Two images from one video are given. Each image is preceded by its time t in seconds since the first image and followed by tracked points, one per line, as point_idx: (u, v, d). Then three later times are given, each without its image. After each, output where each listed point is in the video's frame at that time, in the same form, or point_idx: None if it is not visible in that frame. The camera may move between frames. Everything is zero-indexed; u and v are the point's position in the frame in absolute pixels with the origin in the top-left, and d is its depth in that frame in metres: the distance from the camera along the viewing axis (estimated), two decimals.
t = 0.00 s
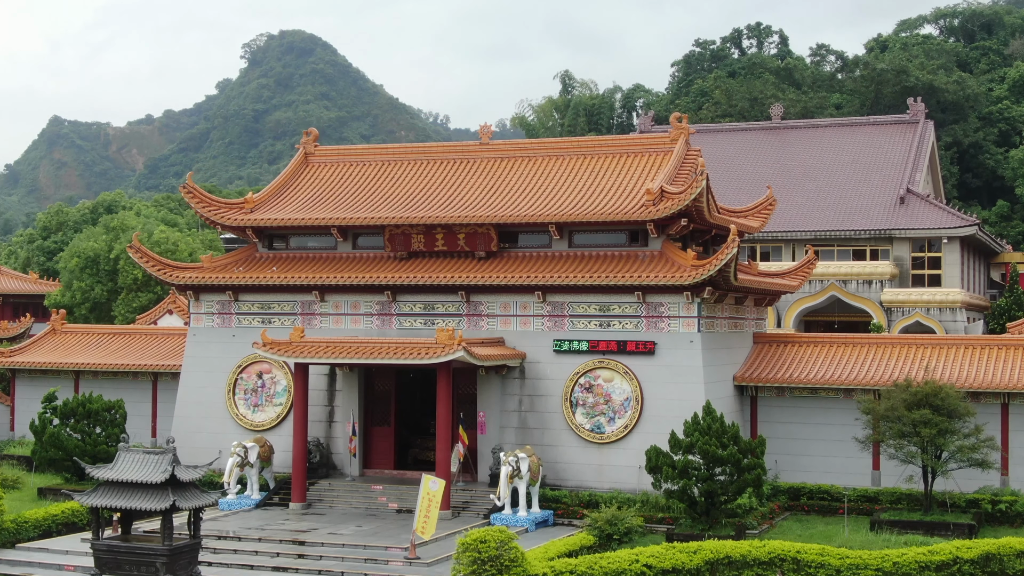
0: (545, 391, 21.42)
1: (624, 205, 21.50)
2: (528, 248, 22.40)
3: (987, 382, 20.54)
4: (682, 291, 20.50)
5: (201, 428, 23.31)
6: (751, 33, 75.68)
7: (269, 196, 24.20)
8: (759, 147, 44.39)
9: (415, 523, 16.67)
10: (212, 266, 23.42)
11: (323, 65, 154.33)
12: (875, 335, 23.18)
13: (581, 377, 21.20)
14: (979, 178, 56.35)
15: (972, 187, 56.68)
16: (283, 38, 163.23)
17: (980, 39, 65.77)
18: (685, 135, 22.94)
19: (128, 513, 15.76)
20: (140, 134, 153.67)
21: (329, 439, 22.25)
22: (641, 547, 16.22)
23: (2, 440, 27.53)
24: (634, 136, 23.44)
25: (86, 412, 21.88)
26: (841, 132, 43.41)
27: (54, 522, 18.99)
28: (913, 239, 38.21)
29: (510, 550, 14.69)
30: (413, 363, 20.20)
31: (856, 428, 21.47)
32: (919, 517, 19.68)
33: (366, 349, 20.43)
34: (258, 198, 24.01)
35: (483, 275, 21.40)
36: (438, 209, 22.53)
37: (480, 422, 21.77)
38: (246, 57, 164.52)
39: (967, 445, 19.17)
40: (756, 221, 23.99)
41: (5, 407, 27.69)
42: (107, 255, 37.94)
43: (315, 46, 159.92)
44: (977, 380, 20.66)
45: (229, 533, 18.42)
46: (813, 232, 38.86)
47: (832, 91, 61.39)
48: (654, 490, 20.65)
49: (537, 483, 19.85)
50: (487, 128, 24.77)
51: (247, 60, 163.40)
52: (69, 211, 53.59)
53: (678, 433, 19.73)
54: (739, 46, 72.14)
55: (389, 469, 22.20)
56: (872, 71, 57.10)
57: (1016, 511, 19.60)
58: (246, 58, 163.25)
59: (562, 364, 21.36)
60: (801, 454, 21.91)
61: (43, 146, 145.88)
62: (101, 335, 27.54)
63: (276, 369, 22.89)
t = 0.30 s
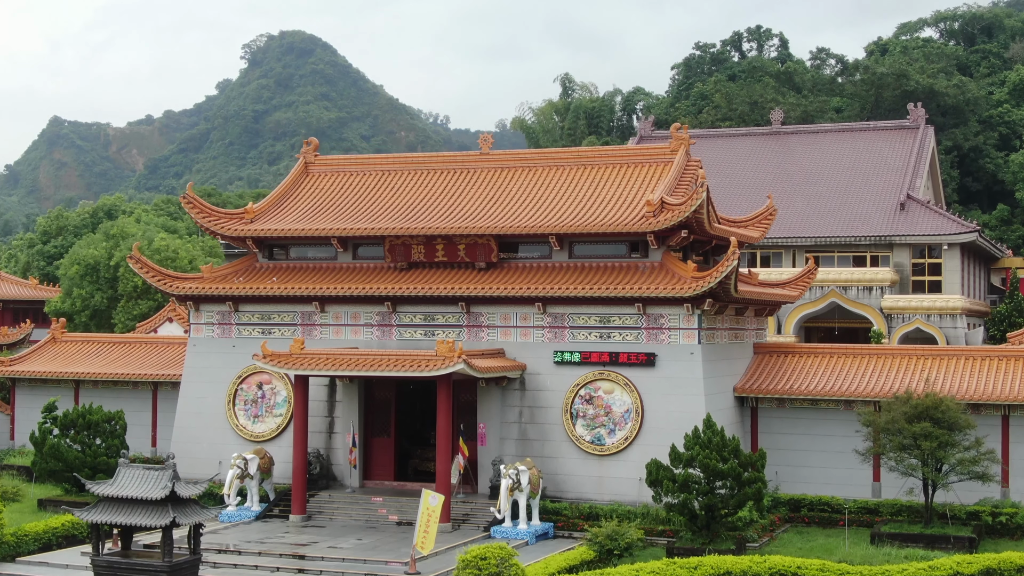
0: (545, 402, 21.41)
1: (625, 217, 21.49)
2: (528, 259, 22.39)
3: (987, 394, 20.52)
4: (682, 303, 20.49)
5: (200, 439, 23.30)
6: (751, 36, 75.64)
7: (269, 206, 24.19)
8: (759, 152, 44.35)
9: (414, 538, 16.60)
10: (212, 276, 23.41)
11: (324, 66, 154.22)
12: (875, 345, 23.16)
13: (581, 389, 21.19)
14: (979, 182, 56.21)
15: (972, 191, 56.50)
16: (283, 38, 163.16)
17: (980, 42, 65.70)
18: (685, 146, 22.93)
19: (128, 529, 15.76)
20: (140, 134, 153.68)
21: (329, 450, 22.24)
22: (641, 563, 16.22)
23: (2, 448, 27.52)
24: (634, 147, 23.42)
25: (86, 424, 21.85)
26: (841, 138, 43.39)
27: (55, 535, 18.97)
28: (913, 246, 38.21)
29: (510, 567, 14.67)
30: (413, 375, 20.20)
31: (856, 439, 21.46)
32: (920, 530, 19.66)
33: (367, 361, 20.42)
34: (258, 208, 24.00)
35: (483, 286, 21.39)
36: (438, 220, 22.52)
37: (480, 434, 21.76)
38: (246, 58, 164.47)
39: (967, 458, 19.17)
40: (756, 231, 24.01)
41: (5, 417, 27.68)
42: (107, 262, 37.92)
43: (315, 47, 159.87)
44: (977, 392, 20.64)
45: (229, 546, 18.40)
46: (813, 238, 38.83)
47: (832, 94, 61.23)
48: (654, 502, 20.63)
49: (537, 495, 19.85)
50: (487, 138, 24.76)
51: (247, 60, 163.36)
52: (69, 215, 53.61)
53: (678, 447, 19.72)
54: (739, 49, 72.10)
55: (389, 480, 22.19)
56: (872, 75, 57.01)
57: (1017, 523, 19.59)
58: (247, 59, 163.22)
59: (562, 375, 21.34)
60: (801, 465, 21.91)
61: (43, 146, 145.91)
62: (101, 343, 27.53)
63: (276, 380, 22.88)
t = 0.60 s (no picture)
0: (545, 416, 21.39)
1: (625, 230, 21.48)
2: (528, 272, 22.38)
3: (987, 409, 20.51)
4: (683, 316, 20.47)
5: (200, 452, 23.30)
6: (751, 40, 75.64)
7: (269, 218, 24.18)
8: (759, 159, 44.29)
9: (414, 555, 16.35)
10: (212, 288, 23.39)
11: (324, 67, 154.17)
12: (875, 358, 23.15)
13: (581, 403, 21.17)
14: (979, 187, 56.03)
15: (972, 196, 56.32)
16: (283, 39, 163.16)
17: (980, 46, 65.66)
18: (685, 158, 22.90)
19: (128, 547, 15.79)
20: (140, 134, 153.80)
21: (329, 463, 22.24)
22: None
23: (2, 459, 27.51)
24: (634, 159, 23.41)
25: (85, 437, 21.86)
26: (841, 144, 43.35)
27: (55, 551, 18.95)
28: (913, 253, 38.18)
29: None
30: (414, 389, 20.19)
31: (856, 453, 21.45)
32: (920, 545, 19.64)
33: (367, 375, 20.41)
34: (258, 221, 24.00)
35: (483, 300, 21.37)
36: (438, 233, 22.51)
37: (480, 448, 21.74)
38: (246, 59, 164.47)
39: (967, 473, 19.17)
40: (756, 243, 24.02)
41: (4, 427, 27.67)
42: (107, 271, 37.93)
43: (316, 48, 159.86)
44: (977, 406, 20.63)
45: (229, 562, 18.40)
46: (813, 246, 38.80)
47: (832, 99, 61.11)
48: (654, 516, 20.62)
49: (537, 510, 19.85)
50: (487, 150, 24.76)
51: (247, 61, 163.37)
52: (69, 221, 53.65)
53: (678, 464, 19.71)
54: (739, 53, 72.09)
55: (389, 494, 22.17)
56: (872, 80, 56.90)
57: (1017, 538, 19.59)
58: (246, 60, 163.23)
59: (563, 389, 21.32)
60: (801, 479, 21.90)
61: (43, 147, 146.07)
62: (100, 354, 27.52)
63: (276, 393, 22.88)
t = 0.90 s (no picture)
0: (545, 433, 21.38)
1: (624, 247, 21.47)
2: (528, 288, 22.37)
3: (987, 426, 20.50)
4: (683, 334, 20.45)
5: (200, 468, 23.34)
6: (751, 44, 75.63)
7: (269, 233, 24.18)
8: (759, 166, 44.24)
9: None
10: (212, 304, 23.40)
11: (324, 68, 154.14)
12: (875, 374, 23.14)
13: (581, 421, 21.16)
14: (979, 193, 55.93)
15: (972, 202, 56.21)
16: (283, 40, 163.23)
17: (980, 51, 65.65)
18: (685, 174, 22.88)
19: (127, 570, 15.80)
20: (140, 136, 153.87)
21: (329, 480, 22.23)
22: None
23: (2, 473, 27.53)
24: (634, 175, 23.38)
25: (85, 454, 21.84)
26: (841, 152, 43.32)
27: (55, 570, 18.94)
28: (913, 262, 38.16)
29: None
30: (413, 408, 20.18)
31: (856, 470, 21.44)
32: (920, 564, 19.63)
33: (367, 393, 20.40)
34: (258, 236, 23.99)
35: (483, 317, 21.37)
36: (438, 249, 22.50)
37: (480, 465, 21.71)
38: (246, 60, 164.49)
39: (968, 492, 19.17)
40: (756, 258, 24.02)
41: (4, 441, 27.67)
42: (106, 282, 37.95)
43: (315, 50, 159.82)
44: (977, 423, 20.61)
45: None
46: (813, 255, 38.78)
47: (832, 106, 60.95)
48: (654, 534, 20.61)
49: (537, 529, 19.86)
50: (486, 165, 24.74)
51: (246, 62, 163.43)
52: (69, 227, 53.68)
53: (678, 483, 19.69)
54: (739, 58, 72.07)
55: (389, 511, 22.19)
56: (872, 85, 56.72)
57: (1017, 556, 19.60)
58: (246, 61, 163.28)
59: (563, 406, 21.31)
60: (800, 496, 21.89)
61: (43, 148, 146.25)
62: (100, 367, 27.53)
63: (275, 409, 22.89)
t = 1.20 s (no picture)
0: (545, 449, 21.37)
1: (624, 263, 21.45)
2: (528, 303, 22.34)
3: (987, 442, 20.48)
4: (683, 350, 20.44)
5: (200, 483, 23.35)
6: (751, 49, 75.63)
7: (269, 247, 24.17)
8: (758, 174, 44.11)
9: None
10: (211, 318, 23.40)
11: (323, 69, 154.08)
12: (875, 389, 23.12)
13: (581, 437, 21.15)
14: (979, 199, 55.69)
15: (972, 207, 55.90)
16: (282, 41, 163.29)
17: (980, 55, 65.65)
18: (685, 189, 22.86)
19: None
20: (140, 137, 153.79)
21: (328, 495, 22.23)
22: None
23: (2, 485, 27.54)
24: (634, 190, 23.37)
25: (85, 469, 21.88)
26: (840, 160, 43.23)
27: None
28: (913, 271, 38.12)
29: None
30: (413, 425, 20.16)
31: (856, 486, 21.44)
32: None
33: (367, 410, 20.39)
34: (258, 250, 23.98)
35: (482, 332, 21.35)
36: (438, 264, 22.50)
37: (480, 481, 21.66)
38: (246, 61, 164.46)
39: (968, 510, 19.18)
40: (755, 272, 24.02)
41: (4, 453, 27.68)
42: (106, 292, 37.96)
43: (315, 51, 159.78)
44: (977, 440, 20.59)
45: None
46: (813, 264, 38.70)
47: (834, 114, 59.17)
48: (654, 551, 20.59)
49: (537, 546, 19.88)
50: (486, 179, 24.73)
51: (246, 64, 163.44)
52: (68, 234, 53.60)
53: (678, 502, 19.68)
54: (739, 62, 72.08)
55: (388, 526, 22.15)
56: (871, 91, 56.34)
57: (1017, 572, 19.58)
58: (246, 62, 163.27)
59: (563, 422, 21.29)
60: (800, 511, 21.89)
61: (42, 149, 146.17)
62: (100, 379, 27.52)
63: (275, 424, 22.89)
